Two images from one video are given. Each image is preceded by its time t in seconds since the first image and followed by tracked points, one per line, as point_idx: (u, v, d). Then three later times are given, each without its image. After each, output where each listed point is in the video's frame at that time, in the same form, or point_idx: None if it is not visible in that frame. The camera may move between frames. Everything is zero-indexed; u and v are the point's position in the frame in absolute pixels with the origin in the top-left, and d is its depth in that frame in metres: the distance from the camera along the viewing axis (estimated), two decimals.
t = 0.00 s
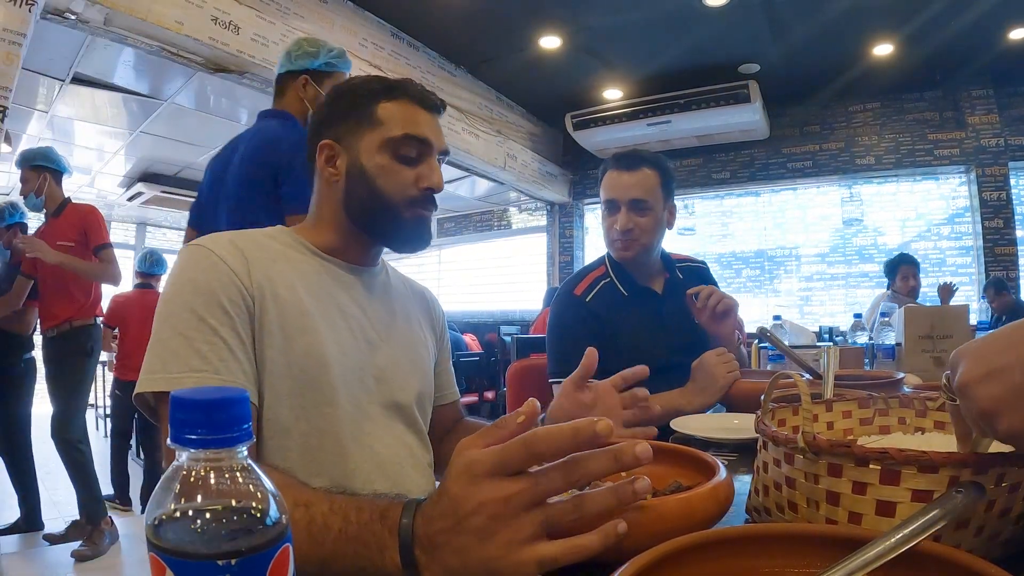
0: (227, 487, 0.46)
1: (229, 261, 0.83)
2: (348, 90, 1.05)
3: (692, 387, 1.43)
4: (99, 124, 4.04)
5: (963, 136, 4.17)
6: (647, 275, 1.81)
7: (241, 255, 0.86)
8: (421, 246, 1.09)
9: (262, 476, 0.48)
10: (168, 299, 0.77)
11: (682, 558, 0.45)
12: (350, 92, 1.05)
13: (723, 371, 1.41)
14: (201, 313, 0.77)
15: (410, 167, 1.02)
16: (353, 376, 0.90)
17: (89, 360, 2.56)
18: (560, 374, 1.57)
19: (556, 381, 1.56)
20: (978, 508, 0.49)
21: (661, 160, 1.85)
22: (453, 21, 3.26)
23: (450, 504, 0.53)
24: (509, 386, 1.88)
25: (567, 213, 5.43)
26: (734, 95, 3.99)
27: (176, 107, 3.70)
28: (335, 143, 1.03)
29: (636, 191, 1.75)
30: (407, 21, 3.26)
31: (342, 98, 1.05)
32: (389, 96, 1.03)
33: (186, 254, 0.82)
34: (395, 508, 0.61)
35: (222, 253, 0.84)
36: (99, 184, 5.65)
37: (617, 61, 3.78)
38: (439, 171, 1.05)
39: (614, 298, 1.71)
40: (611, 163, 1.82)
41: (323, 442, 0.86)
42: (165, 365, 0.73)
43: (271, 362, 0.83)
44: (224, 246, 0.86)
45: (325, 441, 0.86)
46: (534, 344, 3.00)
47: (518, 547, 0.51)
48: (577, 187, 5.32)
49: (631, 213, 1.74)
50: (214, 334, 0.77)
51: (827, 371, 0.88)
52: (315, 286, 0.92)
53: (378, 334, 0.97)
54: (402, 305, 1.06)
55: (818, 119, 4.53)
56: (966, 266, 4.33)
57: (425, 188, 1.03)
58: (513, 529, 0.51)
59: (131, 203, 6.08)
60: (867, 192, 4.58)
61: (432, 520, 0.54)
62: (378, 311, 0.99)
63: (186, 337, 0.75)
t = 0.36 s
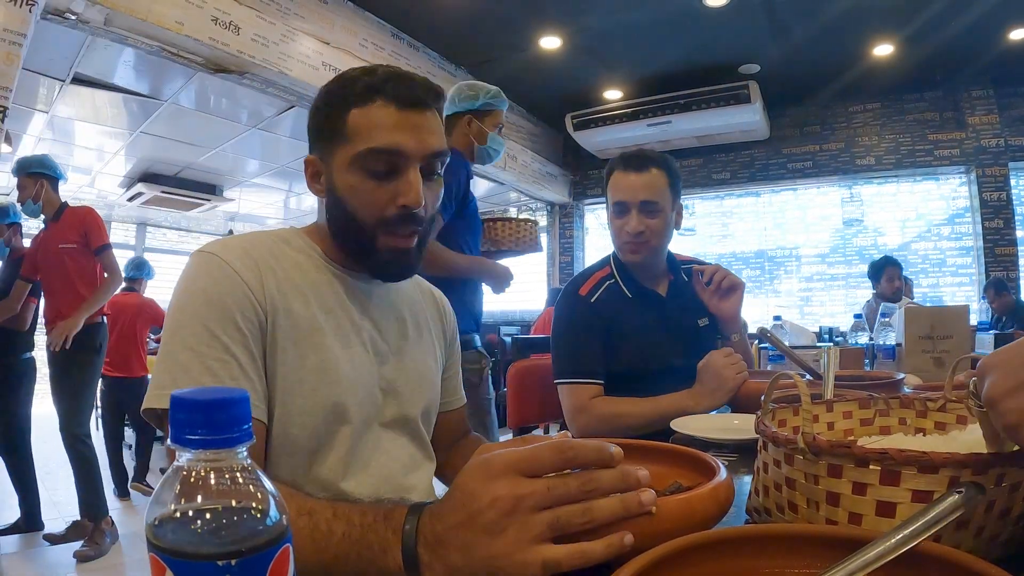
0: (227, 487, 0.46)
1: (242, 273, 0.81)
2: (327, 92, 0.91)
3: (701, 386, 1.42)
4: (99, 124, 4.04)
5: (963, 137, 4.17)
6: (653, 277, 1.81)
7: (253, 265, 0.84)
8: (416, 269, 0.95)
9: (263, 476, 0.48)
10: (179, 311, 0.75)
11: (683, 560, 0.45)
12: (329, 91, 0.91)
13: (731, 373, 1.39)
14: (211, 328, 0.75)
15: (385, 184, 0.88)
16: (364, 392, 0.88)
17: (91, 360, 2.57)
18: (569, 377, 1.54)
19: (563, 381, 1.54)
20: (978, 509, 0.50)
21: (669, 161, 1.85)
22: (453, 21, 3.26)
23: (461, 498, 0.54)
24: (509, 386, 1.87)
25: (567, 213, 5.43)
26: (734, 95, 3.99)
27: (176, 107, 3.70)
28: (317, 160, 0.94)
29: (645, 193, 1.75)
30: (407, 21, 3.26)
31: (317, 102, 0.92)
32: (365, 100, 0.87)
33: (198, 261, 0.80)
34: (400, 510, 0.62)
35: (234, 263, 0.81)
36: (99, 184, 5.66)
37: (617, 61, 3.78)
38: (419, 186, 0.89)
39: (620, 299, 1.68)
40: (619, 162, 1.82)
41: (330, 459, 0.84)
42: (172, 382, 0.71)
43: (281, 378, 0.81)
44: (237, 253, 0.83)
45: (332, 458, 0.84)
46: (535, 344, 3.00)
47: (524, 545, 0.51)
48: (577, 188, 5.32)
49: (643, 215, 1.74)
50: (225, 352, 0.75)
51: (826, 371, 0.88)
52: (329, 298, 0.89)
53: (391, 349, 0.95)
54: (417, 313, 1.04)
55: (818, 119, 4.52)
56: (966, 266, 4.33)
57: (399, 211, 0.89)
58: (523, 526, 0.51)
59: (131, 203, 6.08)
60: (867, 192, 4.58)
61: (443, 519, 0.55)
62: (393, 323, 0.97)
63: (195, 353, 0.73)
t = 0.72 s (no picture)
0: (228, 487, 0.46)
1: (237, 282, 0.81)
2: (319, 91, 0.90)
3: (700, 388, 1.42)
4: (99, 124, 4.03)
5: (963, 137, 4.18)
6: (664, 279, 1.80)
7: (249, 272, 0.83)
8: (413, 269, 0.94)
9: (262, 476, 0.48)
10: (173, 325, 0.75)
11: (684, 560, 0.45)
12: (322, 88, 0.90)
13: (731, 375, 1.40)
14: (204, 340, 0.75)
15: (382, 184, 0.87)
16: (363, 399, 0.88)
17: (92, 360, 2.57)
18: (572, 377, 1.54)
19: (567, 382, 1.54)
20: (978, 509, 0.50)
21: (688, 162, 1.83)
22: (454, 21, 3.26)
23: (461, 501, 0.55)
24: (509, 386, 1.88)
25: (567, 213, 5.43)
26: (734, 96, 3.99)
27: (176, 107, 3.70)
28: (312, 158, 0.92)
29: (664, 194, 1.74)
30: (407, 21, 3.25)
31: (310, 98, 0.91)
32: (360, 98, 0.86)
33: (192, 270, 0.80)
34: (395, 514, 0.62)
35: (229, 271, 0.81)
36: (99, 184, 5.66)
37: (617, 61, 3.78)
38: (417, 187, 0.87)
39: (631, 300, 1.68)
40: (639, 160, 1.80)
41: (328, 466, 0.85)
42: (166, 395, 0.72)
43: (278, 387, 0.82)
44: (232, 260, 0.83)
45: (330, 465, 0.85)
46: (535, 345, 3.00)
47: (522, 551, 0.51)
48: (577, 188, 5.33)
49: (659, 216, 1.73)
50: (219, 365, 0.75)
51: (827, 370, 0.88)
52: (328, 303, 0.89)
53: (392, 353, 0.94)
54: (420, 314, 1.03)
55: (818, 119, 4.52)
56: (966, 266, 4.33)
57: (396, 210, 0.87)
58: (521, 532, 0.51)
59: (131, 203, 6.08)
60: (867, 192, 4.58)
61: (440, 519, 0.56)
62: (394, 327, 0.96)
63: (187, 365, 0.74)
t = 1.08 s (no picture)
0: (228, 487, 0.46)
1: (244, 292, 0.80)
2: (339, 97, 0.85)
3: (700, 389, 1.42)
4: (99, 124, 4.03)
5: (963, 137, 4.18)
6: (665, 279, 1.80)
7: (257, 280, 0.83)
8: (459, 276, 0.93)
9: (262, 477, 0.48)
10: (175, 335, 0.75)
11: (682, 559, 0.44)
12: (344, 93, 0.84)
13: (731, 374, 1.41)
14: (208, 354, 0.75)
15: (427, 197, 0.83)
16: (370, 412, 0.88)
17: (92, 360, 2.57)
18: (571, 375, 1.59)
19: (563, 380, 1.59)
20: (977, 510, 0.50)
21: (690, 161, 1.82)
22: (454, 21, 3.26)
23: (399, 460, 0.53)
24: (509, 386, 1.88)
25: (568, 214, 5.44)
26: (734, 96, 3.99)
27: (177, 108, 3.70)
28: (337, 169, 0.88)
29: (665, 195, 1.72)
30: (408, 21, 3.25)
31: (333, 103, 0.86)
32: (391, 104, 0.81)
33: (198, 276, 0.80)
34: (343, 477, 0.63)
35: (237, 280, 0.81)
36: (99, 185, 5.66)
37: (617, 61, 3.78)
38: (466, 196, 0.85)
39: (631, 299, 1.68)
40: (641, 159, 1.79)
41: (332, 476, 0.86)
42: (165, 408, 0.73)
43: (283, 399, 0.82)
44: (240, 266, 0.83)
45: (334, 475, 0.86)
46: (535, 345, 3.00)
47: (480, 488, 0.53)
48: (577, 188, 5.33)
49: (660, 216, 1.72)
50: (222, 379, 0.75)
51: (827, 369, 0.88)
52: (339, 311, 0.88)
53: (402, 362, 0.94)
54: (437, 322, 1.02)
55: (819, 120, 4.52)
56: (966, 267, 4.33)
57: (444, 224, 0.84)
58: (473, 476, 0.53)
59: (131, 204, 6.08)
60: (867, 193, 4.58)
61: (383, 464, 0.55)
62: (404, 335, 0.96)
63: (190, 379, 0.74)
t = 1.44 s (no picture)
0: (228, 488, 0.46)
1: (260, 292, 0.79)
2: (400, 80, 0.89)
3: (701, 389, 1.42)
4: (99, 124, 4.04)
5: (963, 137, 4.18)
6: (665, 279, 1.80)
7: (275, 279, 0.81)
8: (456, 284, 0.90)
9: (263, 477, 0.48)
10: (184, 331, 0.73)
11: (685, 561, 0.45)
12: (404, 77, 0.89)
13: (731, 373, 1.41)
14: (219, 354, 0.74)
15: (432, 182, 0.83)
16: (383, 421, 0.87)
17: (93, 360, 2.56)
18: (570, 375, 1.56)
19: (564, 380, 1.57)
20: (978, 510, 0.50)
21: (691, 161, 1.83)
22: (454, 21, 3.26)
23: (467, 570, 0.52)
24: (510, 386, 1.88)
25: (568, 214, 5.44)
26: (735, 96, 4.00)
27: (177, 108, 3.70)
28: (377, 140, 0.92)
29: (666, 194, 1.74)
30: (408, 21, 3.25)
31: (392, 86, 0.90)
32: (433, 86, 0.84)
33: (214, 269, 0.78)
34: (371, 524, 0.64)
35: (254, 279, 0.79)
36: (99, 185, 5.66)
37: (617, 62, 3.78)
38: (466, 191, 0.83)
39: (632, 298, 1.68)
40: (643, 160, 1.80)
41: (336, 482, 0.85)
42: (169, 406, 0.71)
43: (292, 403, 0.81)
44: (256, 261, 0.81)
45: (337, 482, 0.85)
46: (535, 345, 3.01)
47: None
48: (577, 188, 5.34)
49: (663, 216, 1.73)
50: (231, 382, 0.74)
51: (827, 370, 0.88)
52: (358, 316, 0.87)
53: (420, 370, 0.93)
54: (454, 329, 1.01)
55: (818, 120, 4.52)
56: (967, 267, 4.33)
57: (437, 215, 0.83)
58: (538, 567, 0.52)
59: (131, 204, 6.08)
60: (868, 193, 4.58)
61: None
62: (424, 342, 0.94)
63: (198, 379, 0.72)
